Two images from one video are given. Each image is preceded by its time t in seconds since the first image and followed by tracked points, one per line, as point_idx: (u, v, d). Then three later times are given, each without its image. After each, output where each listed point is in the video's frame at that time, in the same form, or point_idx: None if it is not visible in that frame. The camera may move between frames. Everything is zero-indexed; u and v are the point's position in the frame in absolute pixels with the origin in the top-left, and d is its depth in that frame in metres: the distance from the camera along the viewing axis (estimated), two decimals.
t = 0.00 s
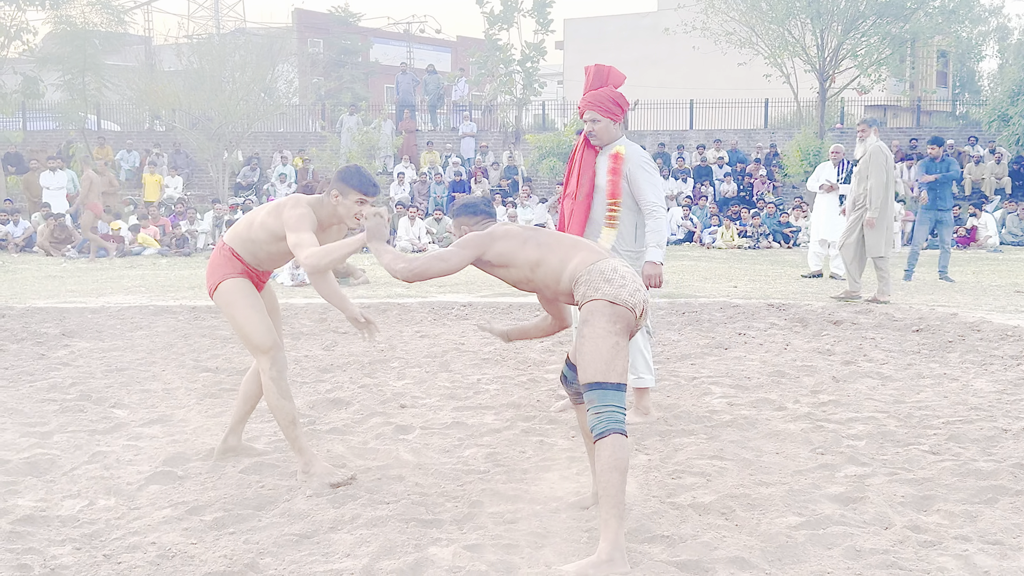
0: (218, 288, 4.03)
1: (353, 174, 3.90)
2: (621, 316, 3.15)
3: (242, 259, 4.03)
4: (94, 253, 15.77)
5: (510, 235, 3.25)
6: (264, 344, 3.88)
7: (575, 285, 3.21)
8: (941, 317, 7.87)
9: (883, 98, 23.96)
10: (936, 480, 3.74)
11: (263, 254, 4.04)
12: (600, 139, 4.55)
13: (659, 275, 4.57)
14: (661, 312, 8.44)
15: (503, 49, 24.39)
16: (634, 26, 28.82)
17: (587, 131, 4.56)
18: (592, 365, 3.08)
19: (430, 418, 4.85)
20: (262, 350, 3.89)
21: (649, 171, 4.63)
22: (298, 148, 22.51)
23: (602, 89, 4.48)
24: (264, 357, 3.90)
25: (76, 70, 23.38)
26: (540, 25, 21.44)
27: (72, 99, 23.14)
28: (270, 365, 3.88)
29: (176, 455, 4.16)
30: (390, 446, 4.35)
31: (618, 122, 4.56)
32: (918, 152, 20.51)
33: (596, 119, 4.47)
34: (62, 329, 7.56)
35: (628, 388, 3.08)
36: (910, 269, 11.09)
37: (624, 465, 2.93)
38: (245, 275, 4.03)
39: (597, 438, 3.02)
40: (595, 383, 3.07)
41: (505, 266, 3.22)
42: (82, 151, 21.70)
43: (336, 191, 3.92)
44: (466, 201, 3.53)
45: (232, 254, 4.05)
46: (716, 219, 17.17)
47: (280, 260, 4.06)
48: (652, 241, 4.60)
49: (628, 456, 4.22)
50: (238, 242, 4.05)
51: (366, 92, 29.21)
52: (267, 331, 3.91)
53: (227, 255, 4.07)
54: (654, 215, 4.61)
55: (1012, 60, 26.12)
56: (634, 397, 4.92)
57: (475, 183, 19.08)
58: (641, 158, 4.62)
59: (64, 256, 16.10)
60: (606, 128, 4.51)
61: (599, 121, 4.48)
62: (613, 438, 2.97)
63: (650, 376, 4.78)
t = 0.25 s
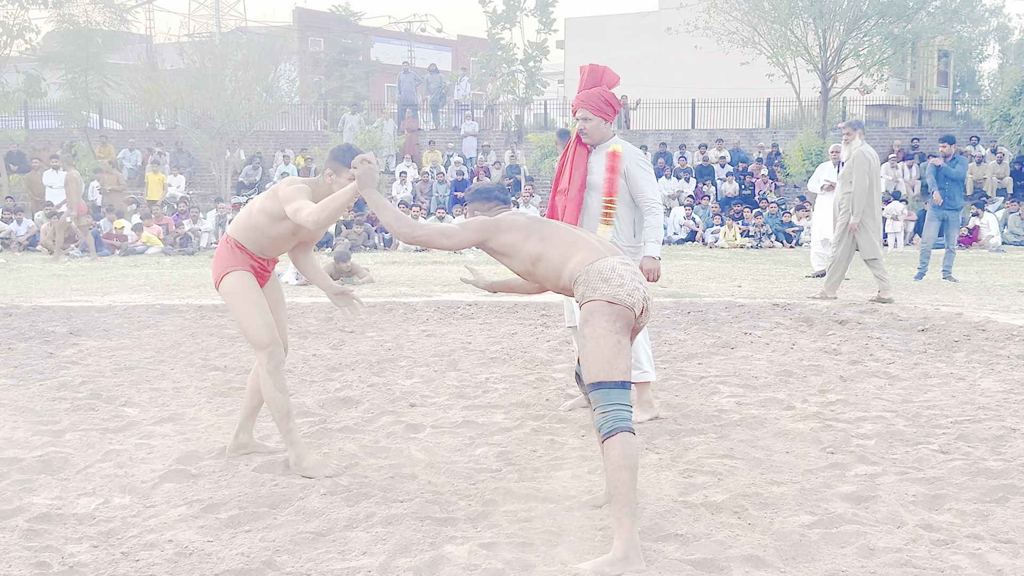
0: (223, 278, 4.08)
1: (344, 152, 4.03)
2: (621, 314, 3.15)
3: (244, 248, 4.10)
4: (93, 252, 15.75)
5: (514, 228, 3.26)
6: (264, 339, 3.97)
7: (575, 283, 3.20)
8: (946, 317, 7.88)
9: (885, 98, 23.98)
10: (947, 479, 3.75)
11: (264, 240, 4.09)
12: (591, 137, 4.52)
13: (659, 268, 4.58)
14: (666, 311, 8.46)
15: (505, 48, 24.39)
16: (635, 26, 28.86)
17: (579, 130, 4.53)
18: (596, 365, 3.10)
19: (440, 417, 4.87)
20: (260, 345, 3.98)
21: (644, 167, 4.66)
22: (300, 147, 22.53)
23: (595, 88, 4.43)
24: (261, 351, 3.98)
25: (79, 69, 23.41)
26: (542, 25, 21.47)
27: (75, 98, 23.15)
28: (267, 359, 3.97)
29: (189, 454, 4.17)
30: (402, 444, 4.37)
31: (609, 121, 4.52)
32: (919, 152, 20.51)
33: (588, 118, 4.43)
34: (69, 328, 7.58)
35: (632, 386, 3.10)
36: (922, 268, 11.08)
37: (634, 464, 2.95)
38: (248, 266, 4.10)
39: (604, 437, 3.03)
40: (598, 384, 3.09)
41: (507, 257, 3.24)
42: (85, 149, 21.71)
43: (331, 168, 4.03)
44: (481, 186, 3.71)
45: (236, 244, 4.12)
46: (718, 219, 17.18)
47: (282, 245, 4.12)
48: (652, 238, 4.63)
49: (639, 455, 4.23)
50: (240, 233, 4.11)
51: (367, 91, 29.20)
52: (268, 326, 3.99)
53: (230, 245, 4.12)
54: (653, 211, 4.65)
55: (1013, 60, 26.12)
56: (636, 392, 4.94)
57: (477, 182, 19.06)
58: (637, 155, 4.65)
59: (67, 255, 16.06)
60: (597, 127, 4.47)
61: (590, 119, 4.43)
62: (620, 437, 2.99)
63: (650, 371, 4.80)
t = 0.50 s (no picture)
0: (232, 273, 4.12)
1: (363, 156, 4.07)
2: (629, 315, 3.18)
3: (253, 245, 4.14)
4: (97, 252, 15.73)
5: (527, 221, 3.27)
6: (268, 336, 4.03)
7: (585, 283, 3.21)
8: (953, 316, 7.90)
9: (888, 98, 23.96)
10: (960, 478, 3.77)
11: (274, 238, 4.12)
12: (593, 138, 4.51)
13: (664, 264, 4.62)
14: (673, 310, 8.47)
15: (509, 48, 24.40)
16: (637, 25, 28.87)
17: (580, 131, 4.53)
18: (607, 365, 3.12)
19: (452, 416, 4.89)
20: (265, 342, 4.03)
21: (648, 167, 4.67)
22: (303, 147, 22.54)
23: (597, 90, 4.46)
24: (265, 349, 4.04)
25: (83, 69, 23.42)
26: (546, 24, 21.48)
27: (79, 96, 23.15)
28: (270, 357, 4.03)
29: (205, 452, 4.20)
30: (416, 443, 4.39)
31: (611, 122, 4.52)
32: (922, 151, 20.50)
33: (589, 118, 4.43)
34: (79, 327, 7.61)
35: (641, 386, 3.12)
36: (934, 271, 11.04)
37: (648, 463, 2.97)
38: (256, 262, 4.14)
39: (616, 438, 3.04)
40: (610, 384, 3.10)
41: (519, 249, 3.26)
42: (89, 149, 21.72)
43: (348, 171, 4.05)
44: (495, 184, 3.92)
45: (245, 240, 4.16)
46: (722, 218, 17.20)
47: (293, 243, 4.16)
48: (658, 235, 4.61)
49: (652, 454, 4.25)
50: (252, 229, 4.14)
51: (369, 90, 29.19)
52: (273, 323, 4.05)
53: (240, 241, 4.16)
54: (658, 209, 4.64)
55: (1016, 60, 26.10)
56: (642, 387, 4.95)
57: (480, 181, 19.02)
58: (640, 155, 4.66)
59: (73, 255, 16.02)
60: (598, 127, 4.46)
61: (591, 120, 4.43)
62: (632, 437, 3.01)
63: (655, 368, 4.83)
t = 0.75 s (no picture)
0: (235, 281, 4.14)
1: (350, 156, 3.97)
2: (634, 313, 3.20)
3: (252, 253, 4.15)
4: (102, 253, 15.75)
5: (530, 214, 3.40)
6: (279, 335, 4.06)
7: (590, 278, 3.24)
8: (960, 316, 7.92)
9: (891, 98, 23.95)
10: (974, 478, 3.79)
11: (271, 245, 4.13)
12: (600, 140, 4.47)
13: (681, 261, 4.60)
14: (680, 310, 8.49)
15: (512, 49, 24.43)
16: (639, 26, 28.89)
17: (586, 133, 4.50)
18: (612, 361, 3.11)
19: (465, 416, 4.91)
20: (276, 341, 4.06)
21: (655, 165, 4.68)
22: (306, 148, 22.56)
23: (603, 91, 4.46)
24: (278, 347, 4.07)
25: (87, 70, 23.45)
26: (549, 25, 21.50)
27: (83, 97, 23.15)
28: (285, 356, 4.07)
29: (221, 452, 4.21)
30: (430, 444, 4.41)
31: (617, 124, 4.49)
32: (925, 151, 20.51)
33: (595, 120, 4.39)
34: (89, 328, 7.63)
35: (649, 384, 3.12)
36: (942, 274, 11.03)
37: (657, 459, 2.96)
38: (258, 269, 4.16)
39: (623, 435, 3.04)
40: (617, 382, 3.09)
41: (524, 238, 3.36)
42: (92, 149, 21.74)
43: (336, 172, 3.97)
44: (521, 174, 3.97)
45: (244, 250, 4.18)
46: (726, 218, 17.21)
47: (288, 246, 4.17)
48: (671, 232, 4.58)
49: (666, 454, 4.27)
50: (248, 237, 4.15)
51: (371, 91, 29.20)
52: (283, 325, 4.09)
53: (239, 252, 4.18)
54: (669, 206, 4.67)
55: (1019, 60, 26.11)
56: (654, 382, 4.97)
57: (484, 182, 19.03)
58: (646, 153, 4.68)
59: (78, 255, 16.04)
60: (604, 129, 4.43)
61: (597, 122, 4.39)
62: (639, 434, 3.00)
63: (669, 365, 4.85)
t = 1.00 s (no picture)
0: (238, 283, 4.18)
1: (348, 156, 4.13)
2: (598, 324, 3.24)
3: (253, 254, 4.20)
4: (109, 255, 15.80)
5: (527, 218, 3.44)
6: (281, 338, 4.08)
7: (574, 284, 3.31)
8: (968, 317, 7.94)
9: (894, 99, 23.95)
10: (988, 477, 3.81)
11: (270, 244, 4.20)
12: (618, 141, 4.55)
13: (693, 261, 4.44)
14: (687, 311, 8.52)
15: (517, 51, 24.46)
16: (642, 27, 28.92)
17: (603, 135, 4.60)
18: (551, 358, 3.24)
19: (478, 416, 4.93)
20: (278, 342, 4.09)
21: (672, 167, 4.69)
22: (310, 150, 22.59)
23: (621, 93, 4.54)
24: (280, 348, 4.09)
25: (92, 73, 23.51)
26: (553, 27, 21.54)
27: (88, 100, 23.19)
28: (286, 355, 4.08)
29: (238, 452, 4.24)
30: (444, 444, 4.43)
31: (636, 126, 4.56)
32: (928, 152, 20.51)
33: (612, 121, 4.49)
34: (100, 330, 7.66)
35: (573, 386, 3.24)
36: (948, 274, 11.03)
37: (557, 445, 3.16)
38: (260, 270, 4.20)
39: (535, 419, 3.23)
40: (544, 373, 3.24)
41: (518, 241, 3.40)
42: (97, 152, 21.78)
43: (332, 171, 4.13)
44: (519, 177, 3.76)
45: (245, 251, 4.21)
46: (730, 219, 17.22)
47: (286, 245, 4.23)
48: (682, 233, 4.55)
49: (680, 454, 4.29)
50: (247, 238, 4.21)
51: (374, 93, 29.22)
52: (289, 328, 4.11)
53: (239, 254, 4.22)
54: (683, 207, 4.63)
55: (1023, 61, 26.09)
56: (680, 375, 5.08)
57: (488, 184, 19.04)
58: (663, 155, 4.70)
59: (84, 258, 16.07)
60: (622, 130, 4.51)
61: (615, 123, 4.49)
62: (546, 420, 3.20)
63: (691, 360, 4.93)
